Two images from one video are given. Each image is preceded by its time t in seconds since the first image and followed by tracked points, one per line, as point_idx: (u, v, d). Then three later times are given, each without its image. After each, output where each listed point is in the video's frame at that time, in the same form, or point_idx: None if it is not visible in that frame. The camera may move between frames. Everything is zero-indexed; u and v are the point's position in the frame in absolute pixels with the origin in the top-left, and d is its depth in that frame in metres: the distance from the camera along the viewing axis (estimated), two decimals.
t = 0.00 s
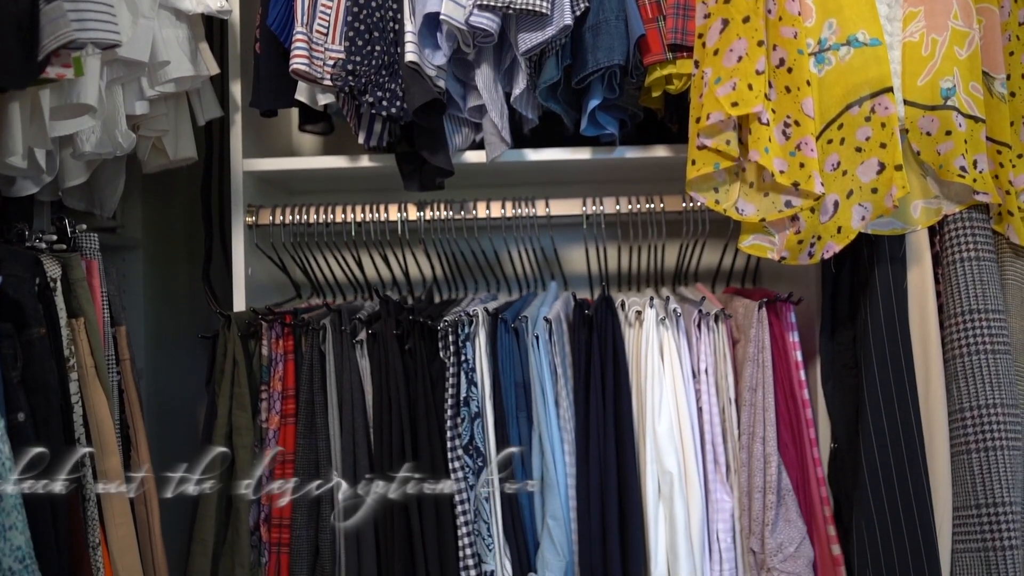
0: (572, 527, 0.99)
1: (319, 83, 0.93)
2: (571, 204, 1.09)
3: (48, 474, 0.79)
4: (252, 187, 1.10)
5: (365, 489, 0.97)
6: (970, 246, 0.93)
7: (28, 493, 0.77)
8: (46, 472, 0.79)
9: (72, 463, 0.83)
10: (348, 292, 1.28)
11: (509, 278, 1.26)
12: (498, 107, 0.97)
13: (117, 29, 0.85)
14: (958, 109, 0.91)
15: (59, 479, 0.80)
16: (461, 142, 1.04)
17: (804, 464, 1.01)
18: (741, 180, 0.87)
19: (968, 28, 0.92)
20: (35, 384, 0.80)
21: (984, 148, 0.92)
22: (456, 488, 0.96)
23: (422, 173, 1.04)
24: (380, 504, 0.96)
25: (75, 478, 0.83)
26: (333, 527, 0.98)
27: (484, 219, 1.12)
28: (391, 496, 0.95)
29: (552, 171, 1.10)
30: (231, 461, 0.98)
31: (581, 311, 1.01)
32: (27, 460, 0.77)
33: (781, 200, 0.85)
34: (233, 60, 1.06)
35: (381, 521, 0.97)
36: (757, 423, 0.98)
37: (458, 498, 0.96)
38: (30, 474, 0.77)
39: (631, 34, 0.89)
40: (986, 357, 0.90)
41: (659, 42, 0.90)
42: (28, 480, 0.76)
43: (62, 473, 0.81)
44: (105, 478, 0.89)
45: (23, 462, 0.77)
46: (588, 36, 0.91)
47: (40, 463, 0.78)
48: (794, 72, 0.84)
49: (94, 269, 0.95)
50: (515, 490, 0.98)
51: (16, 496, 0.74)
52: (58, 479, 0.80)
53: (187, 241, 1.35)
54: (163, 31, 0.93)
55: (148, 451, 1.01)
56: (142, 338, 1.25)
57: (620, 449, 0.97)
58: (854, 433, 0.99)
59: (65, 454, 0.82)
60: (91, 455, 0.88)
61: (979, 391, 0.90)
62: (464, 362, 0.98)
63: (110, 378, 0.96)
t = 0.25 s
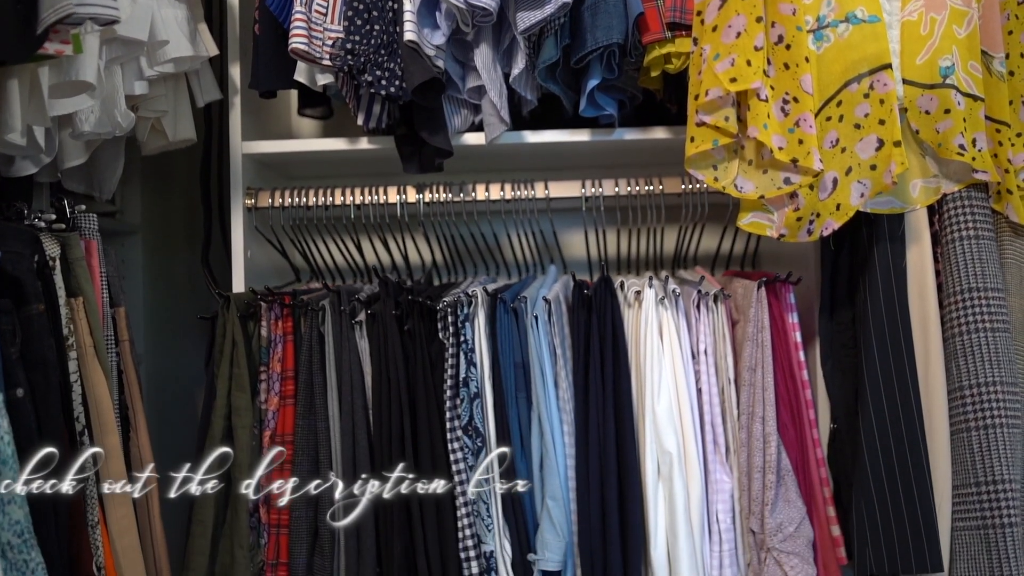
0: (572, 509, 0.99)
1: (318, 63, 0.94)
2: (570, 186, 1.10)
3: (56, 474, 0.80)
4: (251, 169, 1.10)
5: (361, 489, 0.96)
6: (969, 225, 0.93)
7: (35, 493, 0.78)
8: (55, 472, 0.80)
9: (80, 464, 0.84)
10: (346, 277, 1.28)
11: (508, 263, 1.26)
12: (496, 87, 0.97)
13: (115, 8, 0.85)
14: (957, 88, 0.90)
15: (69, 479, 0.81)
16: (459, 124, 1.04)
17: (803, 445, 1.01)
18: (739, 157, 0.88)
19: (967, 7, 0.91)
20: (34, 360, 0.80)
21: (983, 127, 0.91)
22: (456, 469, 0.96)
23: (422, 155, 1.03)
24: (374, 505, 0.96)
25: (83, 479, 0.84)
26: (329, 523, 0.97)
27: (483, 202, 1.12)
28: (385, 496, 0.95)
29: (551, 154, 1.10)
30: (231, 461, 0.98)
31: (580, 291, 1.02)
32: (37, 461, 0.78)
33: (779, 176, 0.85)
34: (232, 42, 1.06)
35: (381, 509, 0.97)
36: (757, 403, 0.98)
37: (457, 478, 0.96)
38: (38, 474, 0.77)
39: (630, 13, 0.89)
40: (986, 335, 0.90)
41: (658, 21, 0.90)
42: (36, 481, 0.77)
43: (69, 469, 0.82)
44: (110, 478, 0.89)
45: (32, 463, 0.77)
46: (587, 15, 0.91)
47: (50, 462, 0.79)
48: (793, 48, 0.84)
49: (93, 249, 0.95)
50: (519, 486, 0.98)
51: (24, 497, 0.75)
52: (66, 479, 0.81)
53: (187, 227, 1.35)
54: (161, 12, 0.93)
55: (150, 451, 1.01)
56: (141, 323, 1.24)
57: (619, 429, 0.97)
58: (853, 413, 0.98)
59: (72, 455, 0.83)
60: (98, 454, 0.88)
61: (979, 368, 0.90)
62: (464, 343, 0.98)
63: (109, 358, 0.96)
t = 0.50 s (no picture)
0: (568, 492, 0.98)
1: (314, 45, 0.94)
2: (566, 170, 1.10)
3: (62, 474, 0.81)
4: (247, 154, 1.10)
5: (358, 489, 0.96)
6: (964, 205, 0.93)
7: (41, 494, 0.79)
8: (61, 472, 0.81)
9: (86, 463, 0.84)
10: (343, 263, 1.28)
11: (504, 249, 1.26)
12: (492, 69, 0.97)
13: None
14: (952, 68, 0.90)
15: (74, 479, 0.82)
16: (455, 107, 1.03)
17: (800, 427, 1.00)
18: (735, 137, 0.87)
19: None
20: (30, 340, 0.80)
21: (978, 107, 0.91)
22: (452, 452, 0.97)
23: (418, 139, 1.03)
24: (370, 504, 0.95)
25: (87, 479, 0.84)
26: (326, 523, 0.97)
27: (479, 186, 1.12)
28: (380, 496, 0.95)
29: (547, 138, 1.10)
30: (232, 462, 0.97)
31: (576, 273, 1.02)
32: (44, 461, 0.78)
33: (775, 155, 0.85)
34: (227, 28, 1.05)
35: (379, 508, 0.96)
36: (753, 384, 0.98)
37: (454, 460, 0.96)
38: (45, 475, 0.78)
39: None
40: (982, 315, 0.90)
41: (653, 2, 0.90)
42: (43, 481, 0.78)
43: (74, 470, 0.82)
44: (114, 477, 0.90)
45: (39, 463, 0.78)
46: None
47: (57, 462, 0.80)
48: (788, 27, 0.84)
49: (89, 231, 0.95)
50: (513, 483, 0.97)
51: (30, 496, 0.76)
52: (72, 479, 0.82)
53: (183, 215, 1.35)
54: None
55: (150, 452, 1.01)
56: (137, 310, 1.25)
57: (616, 412, 0.97)
58: (849, 394, 0.99)
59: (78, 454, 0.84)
60: (104, 454, 0.89)
61: (975, 348, 0.90)
62: (460, 326, 0.98)
63: (104, 341, 0.96)
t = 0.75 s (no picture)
0: (567, 475, 0.98)
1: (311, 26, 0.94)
2: (564, 153, 1.10)
3: (67, 474, 0.81)
4: (245, 138, 1.10)
5: (355, 489, 0.95)
6: (962, 186, 0.93)
7: (47, 494, 0.78)
8: (66, 472, 0.80)
9: (87, 464, 0.84)
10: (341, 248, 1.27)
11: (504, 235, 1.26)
12: (490, 51, 0.97)
13: None
14: (950, 48, 0.90)
15: (77, 479, 0.82)
16: (452, 90, 1.03)
17: (799, 410, 1.00)
18: (733, 116, 0.87)
19: None
20: (26, 318, 0.80)
21: (977, 88, 0.91)
22: (450, 435, 0.96)
23: (415, 122, 1.03)
24: (369, 504, 0.95)
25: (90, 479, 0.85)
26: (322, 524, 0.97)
27: (477, 170, 1.12)
28: (378, 496, 0.95)
29: (545, 122, 1.10)
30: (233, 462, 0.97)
31: (573, 256, 1.02)
32: (48, 461, 0.79)
33: (773, 135, 0.85)
34: (224, 11, 1.05)
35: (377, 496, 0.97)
36: (751, 366, 0.98)
37: (451, 442, 0.96)
38: (50, 474, 0.78)
39: None
40: (980, 295, 0.90)
41: None
42: (48, 481, 0.78)
43: (79, 471, 0.83)
44: (116, 478, 0.90)
45: (44, 463, 0.78)
46: None
47: (61, 462, 0.80)
48: (785, 6, 0.84)
49: (86, 213, 0.95)
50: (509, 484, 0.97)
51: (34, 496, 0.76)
52: (75, 479, 0.82)
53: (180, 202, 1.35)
54: None
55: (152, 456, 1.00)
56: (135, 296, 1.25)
57: (614, 394, 0.96)
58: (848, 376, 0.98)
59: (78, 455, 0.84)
60: (106, 455, 0.90)
61: (974, 328, 0.90)
62: (458, 308, 0.98)
63: (101, 323, 0.96)
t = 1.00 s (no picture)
0: (567, 461, 0.98)
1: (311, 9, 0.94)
2: (565, 139, 1.09)
3: (70, 474, 0.82)
4: (245, 123, 1.09)
5: (353, 489, 0.95)
6: (964, 169, 0.92)
7: (50, 493, 0.79)
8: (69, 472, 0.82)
9: (90, 465, 0.85)
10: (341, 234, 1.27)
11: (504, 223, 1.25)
12: (490, 35, 0.96)
13: None
14: (952, 32, 0.89)
15: (80, 479, 0.83)
16: (452, 75, 1.03)
17: (800, 395, 1.00)
18: (733, 98, 0.87)
19: None
20: (24, 298, 0.80)
21: (979, 71, 0.90)
22: (450, 420, 0.96)
23: (415, 107, 1.02)
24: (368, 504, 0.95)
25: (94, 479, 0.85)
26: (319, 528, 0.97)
27: (477, 156, 1.13)
28: (375, 496, 0.94)
29: (546, 108, 1.10)
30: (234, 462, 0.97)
31: (573, 241, 1.01)
32: (53, 461, 0.80)
33: (773, 117, 0.85)
34: None
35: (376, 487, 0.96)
36: (752, 350, 0.98)
37: (451, 426, 0.96)
38: (54, 474, 0.79)
39: None
40: (981, 279, 0.90)
41: None
42: (52, 481, 0.79)
43: (82, 470, 0.84)
44: (118, 477, 0.90)
45: (48, 462, 0.79)
46: None
47: (65, 462, 0.81)
48: None
49: (84, 195, 0.94)
50: (507, 484, 0.95)
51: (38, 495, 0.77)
52: (79, 479, 0.83)
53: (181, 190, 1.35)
54: None
55: (151, 451, 1.01)
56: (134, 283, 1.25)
57: (614, 379, 0.96)
58: (849, 361, 0.98)
59: (82, 456, 0.85)
60: (109, 454, 0.90)
61: (975, 312, 0.90)
62: (457, 292, 0.98)
63: (100, 305, 0.95)
